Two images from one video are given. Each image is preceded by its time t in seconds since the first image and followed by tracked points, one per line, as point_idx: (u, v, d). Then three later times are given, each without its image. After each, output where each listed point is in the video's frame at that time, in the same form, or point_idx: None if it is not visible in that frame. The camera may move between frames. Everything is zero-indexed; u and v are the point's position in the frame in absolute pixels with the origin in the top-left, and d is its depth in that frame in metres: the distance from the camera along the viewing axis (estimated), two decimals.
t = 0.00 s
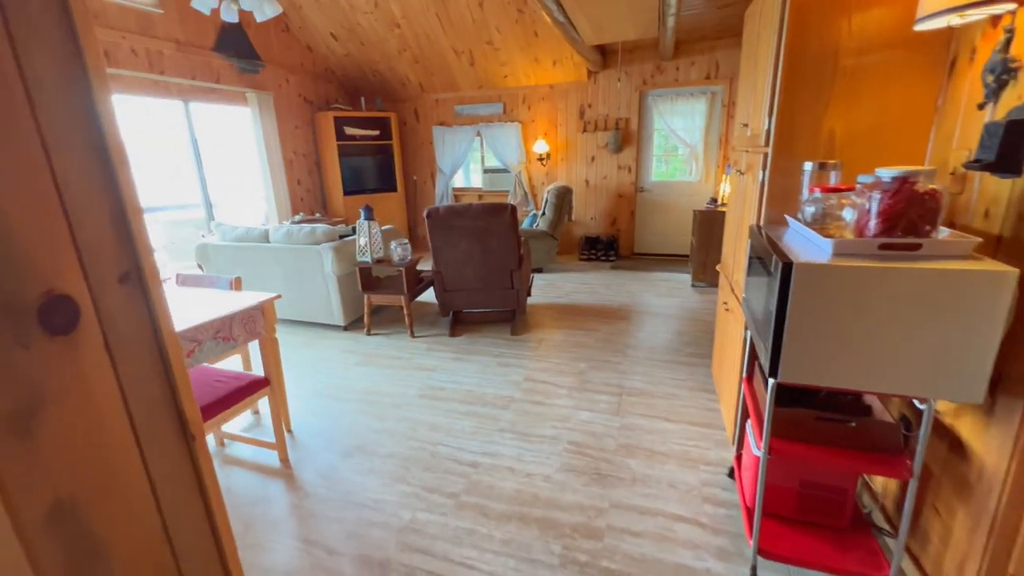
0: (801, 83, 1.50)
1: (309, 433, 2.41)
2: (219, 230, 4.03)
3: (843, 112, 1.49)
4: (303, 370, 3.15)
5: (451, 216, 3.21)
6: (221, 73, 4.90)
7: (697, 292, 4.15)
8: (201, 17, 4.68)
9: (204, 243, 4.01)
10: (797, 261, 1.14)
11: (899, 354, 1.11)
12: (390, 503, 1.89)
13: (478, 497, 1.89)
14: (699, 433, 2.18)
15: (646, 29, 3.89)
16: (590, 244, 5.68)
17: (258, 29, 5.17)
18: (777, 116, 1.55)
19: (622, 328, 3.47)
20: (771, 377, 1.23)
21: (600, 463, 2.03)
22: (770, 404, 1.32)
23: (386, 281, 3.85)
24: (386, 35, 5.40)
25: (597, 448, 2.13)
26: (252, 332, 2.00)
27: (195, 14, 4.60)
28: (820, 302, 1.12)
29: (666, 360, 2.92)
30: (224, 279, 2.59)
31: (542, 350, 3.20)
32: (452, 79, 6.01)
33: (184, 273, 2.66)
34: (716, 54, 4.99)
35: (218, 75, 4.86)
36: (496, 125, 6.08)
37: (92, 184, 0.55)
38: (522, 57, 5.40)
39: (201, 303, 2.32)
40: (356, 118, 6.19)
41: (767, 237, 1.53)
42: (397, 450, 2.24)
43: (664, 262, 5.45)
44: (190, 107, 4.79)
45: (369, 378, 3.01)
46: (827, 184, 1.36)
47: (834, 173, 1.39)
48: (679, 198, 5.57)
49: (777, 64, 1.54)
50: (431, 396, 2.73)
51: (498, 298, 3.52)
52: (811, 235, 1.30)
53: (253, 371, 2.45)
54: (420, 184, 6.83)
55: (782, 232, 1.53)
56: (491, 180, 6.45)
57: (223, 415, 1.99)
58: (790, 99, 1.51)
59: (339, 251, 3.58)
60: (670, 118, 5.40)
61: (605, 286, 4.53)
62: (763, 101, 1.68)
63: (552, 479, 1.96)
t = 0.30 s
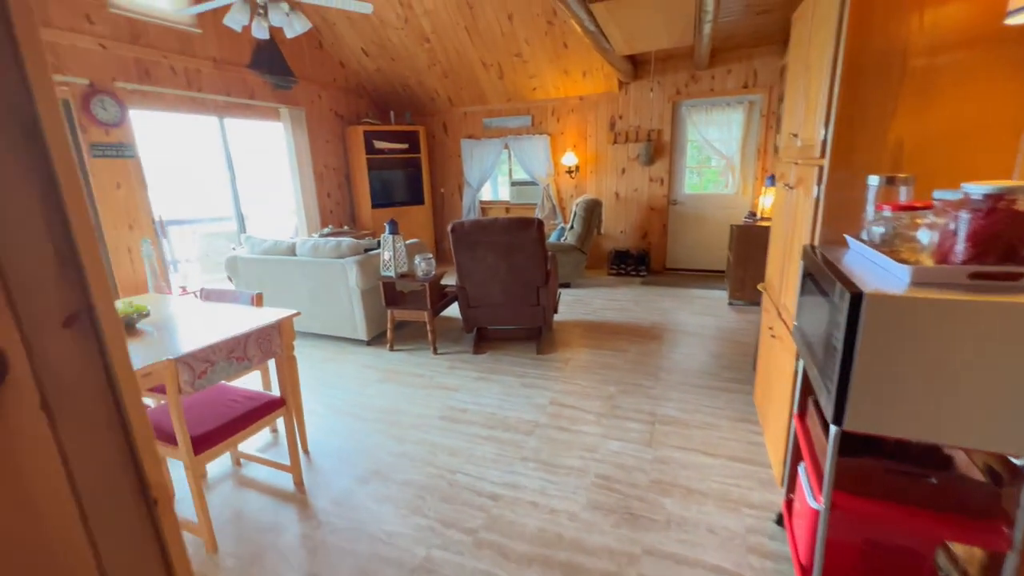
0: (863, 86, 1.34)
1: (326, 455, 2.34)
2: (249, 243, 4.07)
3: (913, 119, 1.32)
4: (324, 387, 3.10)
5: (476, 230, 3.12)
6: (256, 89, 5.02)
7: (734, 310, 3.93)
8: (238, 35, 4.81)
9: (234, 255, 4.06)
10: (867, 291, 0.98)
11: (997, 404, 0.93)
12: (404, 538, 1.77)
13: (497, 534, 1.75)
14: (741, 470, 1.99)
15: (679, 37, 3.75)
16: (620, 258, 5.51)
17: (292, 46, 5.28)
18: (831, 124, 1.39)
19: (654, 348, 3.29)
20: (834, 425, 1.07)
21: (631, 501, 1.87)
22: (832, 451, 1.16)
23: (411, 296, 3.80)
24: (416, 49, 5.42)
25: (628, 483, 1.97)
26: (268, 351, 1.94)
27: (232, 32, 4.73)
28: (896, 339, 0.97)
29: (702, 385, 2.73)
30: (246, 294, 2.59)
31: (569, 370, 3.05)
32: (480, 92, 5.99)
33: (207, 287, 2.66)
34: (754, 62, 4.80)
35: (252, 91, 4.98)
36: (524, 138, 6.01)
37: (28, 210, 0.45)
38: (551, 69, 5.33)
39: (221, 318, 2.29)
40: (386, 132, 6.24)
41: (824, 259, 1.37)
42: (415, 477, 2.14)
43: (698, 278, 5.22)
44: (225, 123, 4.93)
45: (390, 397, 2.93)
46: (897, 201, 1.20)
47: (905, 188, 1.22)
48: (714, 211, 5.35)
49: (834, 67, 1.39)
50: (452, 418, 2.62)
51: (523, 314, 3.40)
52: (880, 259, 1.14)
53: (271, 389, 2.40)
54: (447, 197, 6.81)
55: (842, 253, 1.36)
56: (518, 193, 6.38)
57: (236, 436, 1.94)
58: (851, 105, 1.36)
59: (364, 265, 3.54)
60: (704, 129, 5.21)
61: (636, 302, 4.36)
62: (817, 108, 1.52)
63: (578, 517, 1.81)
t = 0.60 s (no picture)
0: (938, 96, 1.18)
1: (338, 485, 2.23)
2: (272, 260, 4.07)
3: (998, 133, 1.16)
4: (341, 409, 3.01)
5: (498, 249, 3.01)
6: (285, 106, 5.09)
7: (772, 334, 3.69)
8: (268, 54, 4.90)
9: (257, 271, 4.06)
10: (963, 338, 0.82)
11: None
12: None
13: None
14: (788, 520, 1.79)
15: (712, 48, 3.60)
16: (648, 276, 5.32)
17: (321, 65, 5.36)
18: (901, 139, 1.23)
19: (686, 375, 3.09)
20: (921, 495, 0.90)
21: (664, 553, 1.69)
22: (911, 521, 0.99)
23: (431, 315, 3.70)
24: (442, 65, 5.42)
25: (660, 531, 1.79)
26: (277, 379, 1.85)
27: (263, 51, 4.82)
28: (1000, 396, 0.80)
29: (740, 418, 2.52)
30: (262, 315, 2.53)
31: (594, 397, 2.89)
32: (506, 107, 5.94)
33: (225, 307, 2.63)
34: (791, 73, 4.60)
35: (281, 108, 5.05)
36: (550, 152, 5.91)
37: None
38: (578, 83, 5.24)
39: (236, 339, 2.23)
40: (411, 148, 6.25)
41: (892, 290, 1.20)
42: (429, 514, 2.00)
43: (731, 297, 4.97)
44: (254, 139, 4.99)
45: (407, 421, 2.82)
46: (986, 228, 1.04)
47: (995, 212, 1.05)
48: (749, 228, 5.12)
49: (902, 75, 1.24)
50: (470, 448, 2.48)
51: (547, 336, 3.26)
52: (972, 298, 0.97)
53: (285, 413, 2.32)
54: (472, 212, 6.76)
55: (913, 285, 1.19)
56: (543, 209, 6.23)
57: (245, 466, 1.85)
58: (923, 118, 1.20)
59: (384, 282, 3.48)
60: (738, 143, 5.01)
61: (665, 323, 4.16)
62: (878, 121, 1.36)
63: (604, 569, 1.64)
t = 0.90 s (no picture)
0: None
1: (354, 514, 2.14)
2: (300, 276, 4.10)
3: None
4: (362, 430, 2.95)
5: (523, 267, 2.92)
6: (317, 126, 5.19)
7: (816, 359, 3.45)
8: (302, 76, 5.02)
9: (285, 288, 4.10)
10: None
11: None
12: None
13: None
14: None
15: (749, 60, 3.45)
16: (680, 295, 5.12)
17: (352, 85, 5.47)
18: (979, 151, 1.09)
19: (723, 402, 2.90)
20: None
21: None
22: None
23: (455, 334, 3.63)
24: (470, 82, 5.43)
25: None
26: (292, 403, 1.79)
27: (297, 73, 4.94)
28: None
29: (785, 453, 2.32)
30: (284, 333, 2.51)
31: (624, 425, 2.73)
32: (534, 123, 5.90)
33: (248, 324, 2.62)
34: (833, 84, 4.39)
35: (313, 127, 5.15)
36: (578, 168, 5.82)
37: None
38: (607, 98, 5.16)
39: (256, 359, 2.20)
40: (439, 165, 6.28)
41: (973, 321, 1.04)
42: (447, 549, 1.89)
43: (769, 318, 4.72)
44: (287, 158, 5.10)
45: (427, 445, 2.73)
46: None
47: None
48: (789, 245, 4.87)
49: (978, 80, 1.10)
50: (492, 476, 2.36)
51: (574, 358, 3.13)
52: None
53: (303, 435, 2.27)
54: (499, 228, 6.72)
55: (999, 316, 1.03)
56: (571, 225, 6.13)
57: (257, 493, 1.79)
58: (1005, 128, 1.06)
59: (408, 300, 3.43)
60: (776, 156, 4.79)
61: (700, 345, 3.96)
62: (950, 131, 1.21)
63: None
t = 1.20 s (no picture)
0: None
1: (360, 539, 2.07)
2: (318, 291, 4.11)
3: None
4: (374, 449, 2.88)
5: (539, 284, 2.84)
6: (339, 142, 5.27)
7: (852, 384, 3.25)
8: (326, 94, 5.11)
9: (304, 302, 4.11)
10: None
11: None
12: None
13: None
14: None
15: (775, 71, 3.34)
16: (705, 313, 4.94)
17: (375, 102, 5.54)
18: None
19: (751, 428, 2.73)
20: None
21: None
22: None
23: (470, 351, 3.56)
24: (490, 98, 5.44)
25: None
26: (295, 425, 1.74)
27: (321, 91, 5.04)
28: None
29: (820, 487, 2.15)
30: (295, 350, 2.49)
31: (645, 451, 2.59)
32: (554, 138, 5.86)
33: (261, 340, 2.61)
34: (866, 95, 4.22)
35: (336, 144, 5.22)
36: (599, 183, 5.74)
37: None
38: (629, 112, 5.08)
39: (265, 377, 2.17)
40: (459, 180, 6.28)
41: None
42: None
43: (801, 338, 4.50)
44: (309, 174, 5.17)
45: (439, 467, 2.64)
46: None
47: None
48: (821, 261, 4.66)
49: None
50: (505, 503, 2.26)
51: (593, 379, 3.02)
52: None
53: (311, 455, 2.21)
54: (518, 244, 6.66)
55: None
56: (593, 240, 5.99)
57: (259, 518, 1.72)
58: None
59: (423, 316, 3.39)
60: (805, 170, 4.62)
61: (726, 366, 3.78)
62: (1005, 139, 1.10)
63: None
